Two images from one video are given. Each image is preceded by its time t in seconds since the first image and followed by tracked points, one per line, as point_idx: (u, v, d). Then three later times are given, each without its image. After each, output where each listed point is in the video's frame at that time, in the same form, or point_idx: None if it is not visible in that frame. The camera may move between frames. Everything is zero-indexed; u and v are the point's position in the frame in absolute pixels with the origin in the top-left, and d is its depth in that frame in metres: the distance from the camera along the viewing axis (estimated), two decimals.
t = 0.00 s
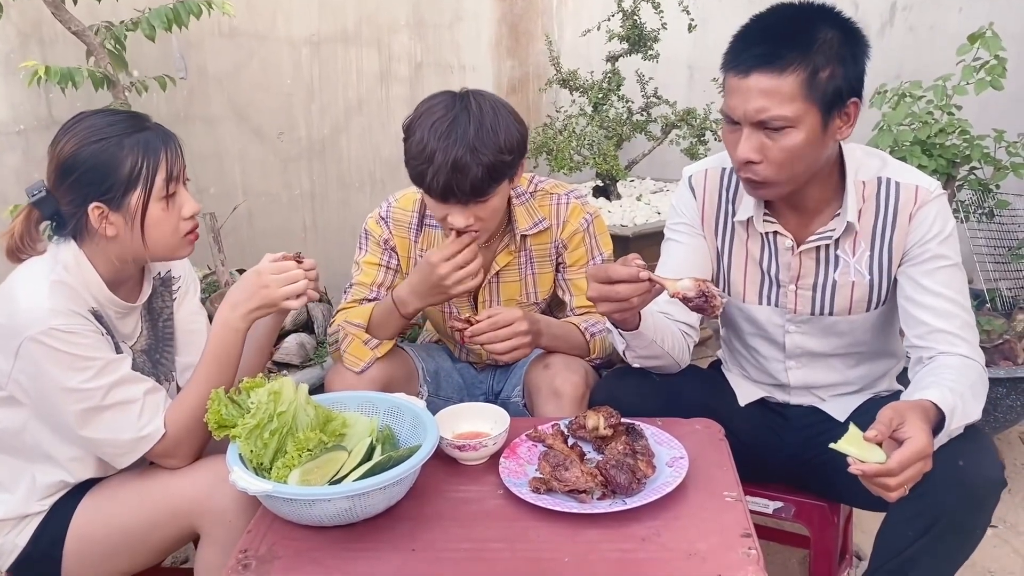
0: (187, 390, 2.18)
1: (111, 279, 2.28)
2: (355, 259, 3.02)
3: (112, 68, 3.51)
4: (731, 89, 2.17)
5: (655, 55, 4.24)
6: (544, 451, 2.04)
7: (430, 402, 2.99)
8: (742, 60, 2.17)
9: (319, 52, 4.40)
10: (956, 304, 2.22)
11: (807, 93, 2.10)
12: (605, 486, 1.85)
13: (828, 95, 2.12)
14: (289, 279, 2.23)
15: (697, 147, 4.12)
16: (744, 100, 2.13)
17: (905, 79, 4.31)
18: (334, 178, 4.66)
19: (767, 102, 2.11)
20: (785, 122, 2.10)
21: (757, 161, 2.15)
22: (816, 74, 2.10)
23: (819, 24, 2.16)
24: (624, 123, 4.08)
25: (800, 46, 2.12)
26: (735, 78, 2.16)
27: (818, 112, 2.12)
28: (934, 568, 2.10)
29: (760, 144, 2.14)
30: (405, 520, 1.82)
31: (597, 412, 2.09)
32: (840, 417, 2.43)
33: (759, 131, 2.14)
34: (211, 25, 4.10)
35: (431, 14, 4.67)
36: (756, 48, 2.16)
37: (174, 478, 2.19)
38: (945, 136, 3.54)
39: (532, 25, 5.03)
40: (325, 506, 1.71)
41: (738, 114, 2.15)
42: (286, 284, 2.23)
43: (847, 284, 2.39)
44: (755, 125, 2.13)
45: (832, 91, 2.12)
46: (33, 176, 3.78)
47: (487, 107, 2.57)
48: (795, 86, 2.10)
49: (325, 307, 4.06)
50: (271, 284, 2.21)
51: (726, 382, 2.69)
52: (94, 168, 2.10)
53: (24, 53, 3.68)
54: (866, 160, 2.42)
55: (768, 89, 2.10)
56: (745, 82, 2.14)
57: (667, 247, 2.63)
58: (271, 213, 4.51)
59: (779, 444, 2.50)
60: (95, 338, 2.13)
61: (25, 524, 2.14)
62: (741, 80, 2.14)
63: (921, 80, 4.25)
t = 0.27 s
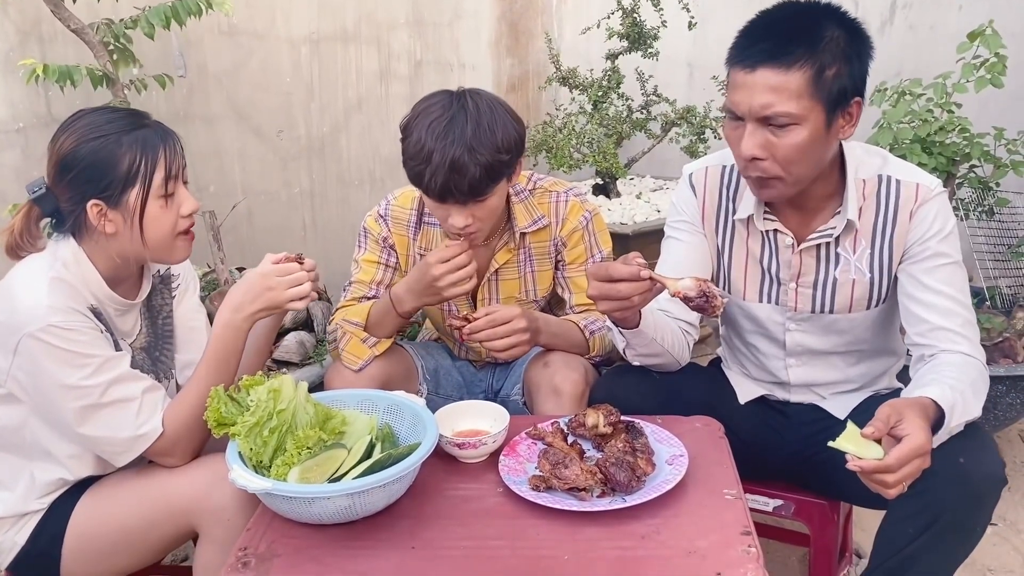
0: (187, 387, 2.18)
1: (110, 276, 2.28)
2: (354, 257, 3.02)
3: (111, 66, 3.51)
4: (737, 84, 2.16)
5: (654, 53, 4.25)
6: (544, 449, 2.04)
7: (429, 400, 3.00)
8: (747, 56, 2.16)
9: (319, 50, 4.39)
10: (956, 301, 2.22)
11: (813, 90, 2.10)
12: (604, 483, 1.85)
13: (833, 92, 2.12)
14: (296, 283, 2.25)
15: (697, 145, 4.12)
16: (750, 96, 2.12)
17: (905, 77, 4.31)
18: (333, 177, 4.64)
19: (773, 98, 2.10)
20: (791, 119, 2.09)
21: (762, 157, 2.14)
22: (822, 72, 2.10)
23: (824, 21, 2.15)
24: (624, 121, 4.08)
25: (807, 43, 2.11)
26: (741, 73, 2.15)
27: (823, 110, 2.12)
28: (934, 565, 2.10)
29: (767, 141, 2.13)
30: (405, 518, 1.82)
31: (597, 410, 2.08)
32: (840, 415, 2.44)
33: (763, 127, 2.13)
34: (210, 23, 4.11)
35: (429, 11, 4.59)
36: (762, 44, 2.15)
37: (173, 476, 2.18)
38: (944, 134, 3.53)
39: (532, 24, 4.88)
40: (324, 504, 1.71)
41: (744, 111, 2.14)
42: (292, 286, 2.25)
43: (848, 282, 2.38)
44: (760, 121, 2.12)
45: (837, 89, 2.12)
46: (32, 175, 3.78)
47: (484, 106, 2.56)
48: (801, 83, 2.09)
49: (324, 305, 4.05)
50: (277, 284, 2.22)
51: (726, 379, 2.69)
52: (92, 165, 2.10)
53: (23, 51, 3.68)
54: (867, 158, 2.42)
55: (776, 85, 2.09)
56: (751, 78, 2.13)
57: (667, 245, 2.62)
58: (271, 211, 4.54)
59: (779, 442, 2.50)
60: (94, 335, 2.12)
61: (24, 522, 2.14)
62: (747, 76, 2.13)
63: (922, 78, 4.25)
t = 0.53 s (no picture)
0: (188, 386, 2.18)
1: (110, 274, 2.28)
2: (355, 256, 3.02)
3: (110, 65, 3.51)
4: (761, 85, 2.12)
5: (655, 51, 4.24)
6: (544, 447, 2.04)
7: (429, 399, 2.98)
8: (767, 55, 2.13)
9: (319, 49, 4.37)
10: (955, 303, 2.22)
11: (838, 86, 2.10)
12: (605, 481, 1.86)
13: (853, 87, 2.14)
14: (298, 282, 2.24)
15: (697, 143, 4.11)
16: (777, 96, 2.09)
17: (905, 76, 4.30)
18: (333, 176, 4.60)
19: (802, 96, 2.08)
20: (821, 116, 2.09)
21: (790, 157, 2.12)
22: (844, 66, 2.11)
23: (831, 18, 2.15)
24: (624, 120, 4.09)
25: (827, 38, 2.11)
26: (765, 73, 2.12)
27: (845, 106, 2.12)
28: (936, 564, 2.08)
29: (795, 140, 2.11)
30: (405, 516, 1.82)
31: (597, 408, 2.08)
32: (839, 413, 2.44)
33: (791, 126, 2.11)
34: (210, 21, 4.18)
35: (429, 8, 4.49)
36: (781, 41, 2.13)
37: (174, 474, 2.18)
38: (944, 133, 3.53)
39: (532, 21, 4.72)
40: (325, 502, 1.71)
41: (772, 111, 2.11)
42: (295, 286, 2.24)
43: (849, 283, 2.38)
44: (789, 120, 2.10)
45: (858, 82, 2.14)
46: (32, 173, 3.79)
47: (486, 104, 2.57)
48: (828, 78, 2.08)
49: (323, 303, 4.03)
50: (279, 283, 2.23)
51: (726, 377, 2.69)
52: (87, 162, 2.10)
53: (23, 50, 3.68)
54: (869, 159, 2.42)
55: (804, 82, 2.07)
56: (778, 76, 2.10)
57: (668, 243, 2.62)
58: (271, 210, 4.56)
59: (779, 440, 2.49)
60: (94, 334, 2.12)
61: (24, 520, 2.14)
62: (772, 75, 2.10)
63: (922, 77, 4.24)
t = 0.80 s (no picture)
0: (186, 384, 2.18)
1: (109, 274, 2.28)
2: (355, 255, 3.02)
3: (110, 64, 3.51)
4: (783, 77, 2.11)
5: (655, 51, 4.24)
6: (543, 446, 2.04)
7: (428, 398, 2.99)
8: (788, 46, 2.12)
9: (318, 48, 4.37)
10: (953, 302, 2.23)
11: (858, 78, 2.11)
12: (604, 480, 1.86)
13: (869, 78, 2.15)
14: (289, 277, 2.20)
15: (697, 143, 4.11)
16: (802, 88, 2.08)
17: (905, 75, 4.31)
18: (332, 175, 4.60)
19: (827, 88, 2.07)
20: (845, 107, 2.08)
21: (817, 150, 2.10)
22: (861, 57, 2.12)
23: (842, 13, 2.16)
24: (624, 120, 4.08)
25: (844, 29, 2.12)
26: (789, 65, 2.10)
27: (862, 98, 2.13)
28: (930, 562, 2.11)
29: (818, 134, 2.10)
30: (404, 515, 1.82)
31: (596, 408, 2.08)
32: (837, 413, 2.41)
33: (817, 118, 2.10)
34: (210, 21, 4.18)
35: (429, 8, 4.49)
36: (800, 33, 2.12)
37: (173, 474, 2.19)
38: (944, 132, 3.53)
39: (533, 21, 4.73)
40: (324, 501, 1.71)
41: (798, 102, 2.09)
42: (290, 284, 2.20)
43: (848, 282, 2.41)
44: (816, 112, 2.08)
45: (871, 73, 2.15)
46: (32, 173, 3.79)
47: (486, 102, 2.57)
48: (848, 70, 2.09)
49: (324, 304, 4.02)
50: (273, 282, 2.19)
51: (727, 377, 2.69)
52: (85, 160, 2.11)
53: (23, 50, 3.69)
54: (871, 158, 2.43)
55: (829, 74, 2.07)
56: (803, 67, 2.08)
57: (668, 243, 2.62)
58: (271, 210, 4.57)
59: (777, 439, 2.49)
60: (92, 333, 2.12)
61: (23, 520, 2.14)
62: (797, 67, 2.09)
63: (922, 76, 4.24)
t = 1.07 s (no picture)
0: (185, 384, 2.18)
1: (108, 274, 2.28)
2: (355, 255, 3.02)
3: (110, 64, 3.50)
4: (797, 71, 2.11)
5: (654, 51, 4.24)
6: (543, 447, 2.04)
7: (427, 398, 2.99)
8: (800, 39, 2.12)
9: (318, 48, 4.37)
10: (949, 302, 2.23)
11: (868, 73, 2.12)
12: (603, 481, 1.86)
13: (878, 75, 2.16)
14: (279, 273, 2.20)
15: (696, 143, 4.11)
16: (814, 83, 2.08)
17: (905, 75, 4.31)
18: (332, 175, 4.60)
19: (840, 82, 2.08)
20: (856, 102, 2.09)
21: (828, 144, 2.09)
22: (871, 52, 2.13)
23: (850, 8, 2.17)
24: (624, 120, 4.08)
25: (856, 23, 2.13)
26: (803, 59, 2.10)
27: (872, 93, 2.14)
28: (928, 561, 2.11)
29: (830, 128, 2.10)
30: (404, 515, 1.83)
31: (596, 408, 2.08)
32: (836, 414, 2.41)
33: (829, 113, 2.10)
34: (210, 21, 4.17)
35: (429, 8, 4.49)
36: (812, 27, 2.13)
37: (173, 474, 2.19)
38: (944, 132, 3.53)
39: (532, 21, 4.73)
40: (324, 501, 1.71)
41: (811, 95, 2.09)
42: (281, 280, 2.20)
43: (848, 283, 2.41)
44: (829, 105, 2.08)
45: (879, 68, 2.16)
46: (32, 173, 3.79)
47: (487, 100, 2.57)
48: (860, 64, 2.10)
49: (323, 303, 4.05)
50: (263, 280, 2.20)
51: (727, 379, 2.69)
52: (83, 159, 2.11)
53: (22, 50, 3.69)
54: (873, 157, 2.42)
55: (842, 68, 2.08)
56: (816, 60, 2.09)
57: (669, 244, 2.62)
58: (271, 210, 4.57)
59: (777, 439, 2.50)
60: (91, 334, 2.13)
61: (23, 520, 2.14)
62: (811, 60, 2.09)
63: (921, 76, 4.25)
